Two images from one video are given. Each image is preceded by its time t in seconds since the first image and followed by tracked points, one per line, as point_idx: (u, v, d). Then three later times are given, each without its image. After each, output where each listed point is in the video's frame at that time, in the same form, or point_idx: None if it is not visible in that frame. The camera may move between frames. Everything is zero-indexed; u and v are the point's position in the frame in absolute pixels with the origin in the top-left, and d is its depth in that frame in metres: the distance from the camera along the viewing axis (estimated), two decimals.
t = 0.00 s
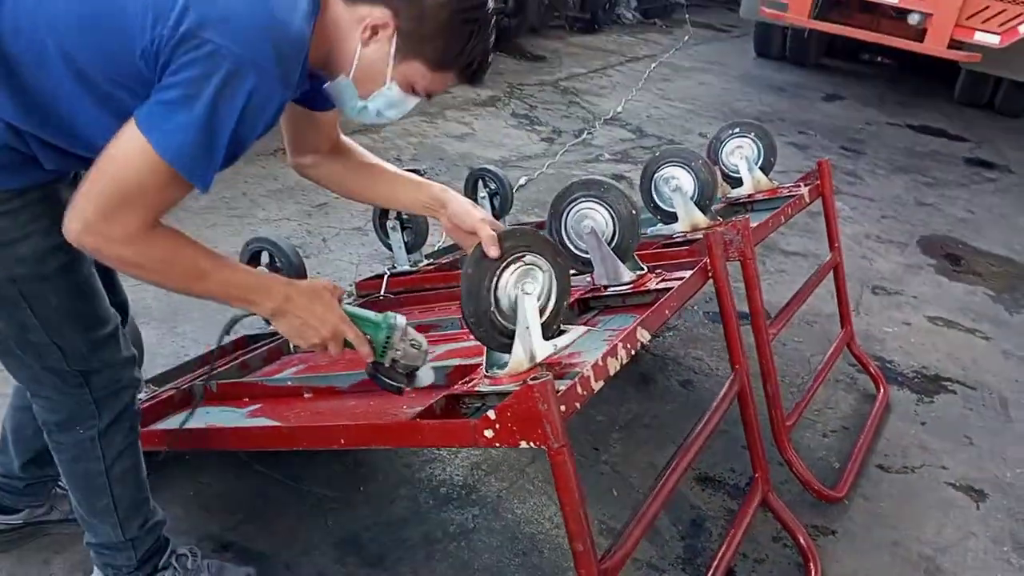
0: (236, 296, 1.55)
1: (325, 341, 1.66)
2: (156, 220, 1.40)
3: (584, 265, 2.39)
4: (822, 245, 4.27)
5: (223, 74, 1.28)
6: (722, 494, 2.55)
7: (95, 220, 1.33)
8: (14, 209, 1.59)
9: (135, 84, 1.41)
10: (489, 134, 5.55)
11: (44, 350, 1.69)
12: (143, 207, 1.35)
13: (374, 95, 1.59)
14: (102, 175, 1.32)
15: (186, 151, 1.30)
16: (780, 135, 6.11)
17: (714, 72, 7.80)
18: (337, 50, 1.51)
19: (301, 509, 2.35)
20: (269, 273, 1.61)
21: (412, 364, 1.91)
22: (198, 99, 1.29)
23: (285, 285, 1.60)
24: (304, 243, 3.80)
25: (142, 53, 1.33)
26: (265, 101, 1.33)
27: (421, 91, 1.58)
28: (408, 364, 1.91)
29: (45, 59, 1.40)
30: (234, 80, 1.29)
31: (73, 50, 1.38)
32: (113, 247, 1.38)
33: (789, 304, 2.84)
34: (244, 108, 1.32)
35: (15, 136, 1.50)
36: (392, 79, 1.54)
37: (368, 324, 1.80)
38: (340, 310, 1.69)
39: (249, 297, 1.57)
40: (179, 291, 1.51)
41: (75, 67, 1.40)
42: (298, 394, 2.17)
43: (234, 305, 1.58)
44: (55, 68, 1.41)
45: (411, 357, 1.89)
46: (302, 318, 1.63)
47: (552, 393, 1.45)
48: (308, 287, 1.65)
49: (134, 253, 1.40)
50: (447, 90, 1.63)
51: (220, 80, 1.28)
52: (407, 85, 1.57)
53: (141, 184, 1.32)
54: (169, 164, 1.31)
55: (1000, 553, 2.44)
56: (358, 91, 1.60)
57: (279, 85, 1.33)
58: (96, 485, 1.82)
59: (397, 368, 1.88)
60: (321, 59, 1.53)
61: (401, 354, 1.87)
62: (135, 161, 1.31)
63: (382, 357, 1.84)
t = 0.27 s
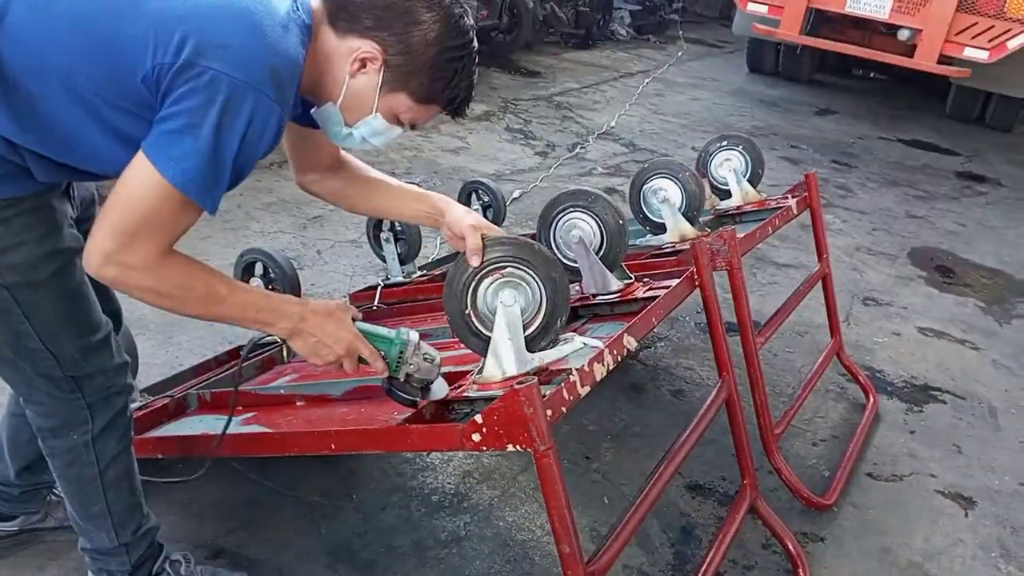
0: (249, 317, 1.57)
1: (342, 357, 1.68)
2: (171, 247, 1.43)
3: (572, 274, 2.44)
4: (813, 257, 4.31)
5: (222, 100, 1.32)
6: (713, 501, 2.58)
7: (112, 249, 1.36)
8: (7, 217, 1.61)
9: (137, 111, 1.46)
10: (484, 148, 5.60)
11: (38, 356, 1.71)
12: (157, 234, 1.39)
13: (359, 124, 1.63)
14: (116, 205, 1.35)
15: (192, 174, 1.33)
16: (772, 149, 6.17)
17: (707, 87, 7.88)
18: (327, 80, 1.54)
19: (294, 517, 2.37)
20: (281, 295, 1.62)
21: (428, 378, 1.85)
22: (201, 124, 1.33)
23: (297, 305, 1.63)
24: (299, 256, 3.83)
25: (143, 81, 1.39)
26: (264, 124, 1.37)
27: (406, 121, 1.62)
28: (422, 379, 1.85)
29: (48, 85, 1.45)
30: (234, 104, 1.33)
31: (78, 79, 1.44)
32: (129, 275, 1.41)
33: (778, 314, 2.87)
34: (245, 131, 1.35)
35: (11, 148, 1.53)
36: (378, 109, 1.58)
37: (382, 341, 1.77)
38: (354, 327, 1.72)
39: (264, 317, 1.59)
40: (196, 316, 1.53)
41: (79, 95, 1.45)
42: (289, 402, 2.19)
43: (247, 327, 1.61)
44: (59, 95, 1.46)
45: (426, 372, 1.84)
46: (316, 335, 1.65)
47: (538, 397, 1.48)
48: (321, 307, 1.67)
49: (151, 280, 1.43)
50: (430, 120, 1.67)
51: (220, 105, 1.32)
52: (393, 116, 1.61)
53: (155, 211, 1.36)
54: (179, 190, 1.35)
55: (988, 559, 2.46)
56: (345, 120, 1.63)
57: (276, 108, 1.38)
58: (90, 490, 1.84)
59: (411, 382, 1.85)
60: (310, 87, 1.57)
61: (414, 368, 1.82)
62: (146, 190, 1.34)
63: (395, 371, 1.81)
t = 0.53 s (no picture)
0: (255, 324, 1.59)
1: (345, 363, 1.68)
2: (177, 254, 1.44)
3: (573, 277, 2.44)
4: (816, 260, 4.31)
5: (228, 112, 1.34)
6: (716, 504, 2.58)
7: (119, 256, 1.38)
8: (18, 225, 1.62)
9: (145, 120, 1.47)
10: (487, 154, 5.62)
11: (47, 362, 1.73)
12: (163, 242, 1.40)
13: (365, 136, 1.64)
14: (124, 213, 1.37)
15: (198, 184, 1.35)
16: (775, 152, 6.17)
17: (709, 91, 7.89)
18: (334, 92, 1.56)
19: (299, 522, 2.38)
20: (287, 301, 1.63)
21: (431, 384, 1.83)
22: (206, 135, 1.34)
23: (303, 311, 1.63)
24: (303, 262, 3.85)
25: (150, 93, 1.41)
26: (269, 136, 1.39)
27: (411, 134, 1.63)
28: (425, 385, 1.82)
29: (57, 95, 1.47)
30: (239, 116, 1.35)
31: (86, 89, 1.45)
32: (136, 282, 1.42)
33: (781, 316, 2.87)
34: (250, 143, 1.37)
35: (24, 158, 1.53)
36: (383, 122, 1.60)
37: (385, 347, 1.75)
38: (358, 332, 1.71)
39: (268, 323, 1.60)
40: (202, 322, 1.55)
41: (87, 106, 1.47)
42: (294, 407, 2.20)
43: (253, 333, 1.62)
44: (67, 104, 1.47)
45: (429, 377, 1.82)
46: (319, 342, 1.65)
47: (539, 399, 1.48)
48: (326, 312, 1.67)
49: (157, 286, 1.44)
50: (436, 134, 1.69)
51: (225, 117, 1.34)
52: (398, 128, 1.62)
53: (161, 219, 1.37)
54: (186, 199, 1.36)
55: (993, 561, 2.46)
56: (351, 132, 1.64)
57: (281, 120, 1.39)
58: (97, 495, 1.86)
59: (415, 388, 1.82)
60: (317, 99, 1.59)
61: (417, 374, 1.80)
62: (153, 198, 1.36)
63: (398, 377, 1.79)
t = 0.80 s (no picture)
0: (258, 332, 1.59)
1: (348, 372, 1.69)
2: (179, 263, 1.45)
3: (573, 288, 2.43)
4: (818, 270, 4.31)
5: (228, 122, 1.35)
6: (718, 515, 2.57)
7: (122, 264, 1.39)
8: (20, 234, 1.62)
9: (147, 129, 1.48)
10: (489, 164, 5.63)
11: (48, 371, 1.73)
12: (166, 251, 1.41)
13: (366, 143, 1.65)
14: (126, 222, 1.38)
15: (199, 194, 1.35)
16: (777, 162, 6.18)
17: (711, 102, 7.90)
18: (334, 101, 1.57)
19: (300, 533, 2.38)
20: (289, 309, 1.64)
21: (433, 393, 1.78)
22: (207, 145, 1.35)
23: (304, 320, 1.64)
24: (305, 272, 3.85)
25: (152, 103, 1.42)
26: (269, 145, 1.39)
27: (412, 141, 1.64)
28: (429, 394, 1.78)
29: (60, 105, 1.47)
30: (239, 126, 1.35)
31: (88, 99, 1.46)
32: (139, 290, 1.43)
33: (782, 326, 2.86)
34: (250, 152, 1.37)
35: (27, 169, 1.54)
36: (384, 129, 1.60)
37: (387, 355, 1.72)
38: (361, 343, 1.70)
39: (270, 332, 1.61)
40: (204, 330, 1.56)
41: (89, 115, 1.48)
42: (295, 418, 2.19)
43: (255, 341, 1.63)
44: (69, 114, 1.48)
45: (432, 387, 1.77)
46: (321, 351, 1.65)
47: (538, 410, 1.48)
48: (328, 322, 1.68)
49: (160, 295, 1.45)
50: (437, 141, 1.69)
51: (226, 127, 1.35)
52: (399, 135, 1.63)
53: (163, 228, 1.38)
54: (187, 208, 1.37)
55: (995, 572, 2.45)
56: (352, 139, 1.65)
57: (281, 129, 1.40)
58: (98, 505, 1.86)
59: (417, 397, 1.77)
60: (318, 108, 1.59)
61: (420, 383, 1.75)
62: (154, 207, 1.36)
63: (401, 386, 1.75)
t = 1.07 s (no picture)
0: (261, 334, 1.60)
1: (350, 375, 1.70)
2: (183, 267, 1.46)
3: (574, 293, 2.44)
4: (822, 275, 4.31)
5: (229, 127, 1.36)
6: (719, 520, 2.57)
7: (126, 269, 1.40)
8: (23, 238, 1.64)
9: (150, 134, 1.49)
10: (493, 170, 5.64)
11: (51, 373, 1.74)
12: (169, 255, 1.42)
13: (368, 147, 1.66)
14: (130, 227, 1.39)
15: (200, 199, 1.37)
16: (781, 167, 6.17)
17: (715, 107, 7.91)
18: (336, 105, 1.58)
19: (302, 536, 2.38)
20: (292, 312, 1.65)
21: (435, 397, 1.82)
22: (208, 150, 1.36)
23: (307, 322, 1.65)
24: (308, 277, 3.87)
25: (154, 108, 1.43)
26: (270, 149, 1.40)
27: (413, 145, 1.64)
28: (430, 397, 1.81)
29: (62, 110, 1.49)
30: (240, 131, 1.36)
31: (91, 104, 1.47)
32: (143, 295, 1.44)
33: (784, 332, 2.86)
34: (251, 157, 1.38)
35: (30, 172, 1.55)
36: (386, 134, 1.62)
37: (389, 359, 1.74)
38: (363, 345, 1.72)
39: (274, 334, 1.62)
40: (208, 333, 1.57)
41: (91, 120, 1.49)
42: (296, 422, 2.19)
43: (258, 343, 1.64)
44: (72, 119, 1.49)
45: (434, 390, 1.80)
46: (325, 353, 1.66)
47: (537, 414, 1.49)
48: (331, 324, 1.68)
49: (164, 299, 1.46)
50: (438, 144, 1.70)
51: (226, 132, 1.36)
52: (400, 139, 1.64)
53: (166, 233, 1.39)
54: (189, 213, 1.38)
55: None
56: (354, 143, 1.66)
57: (281, 133, 1.40)
58: (100, 507, 1.87)
59: (420, 400, 1.80)
60: (319, 113, 1.61)
61: (422, 387, 1.78)
62: (157, 212, 1.37)
63: (403, 389, 1.78)
